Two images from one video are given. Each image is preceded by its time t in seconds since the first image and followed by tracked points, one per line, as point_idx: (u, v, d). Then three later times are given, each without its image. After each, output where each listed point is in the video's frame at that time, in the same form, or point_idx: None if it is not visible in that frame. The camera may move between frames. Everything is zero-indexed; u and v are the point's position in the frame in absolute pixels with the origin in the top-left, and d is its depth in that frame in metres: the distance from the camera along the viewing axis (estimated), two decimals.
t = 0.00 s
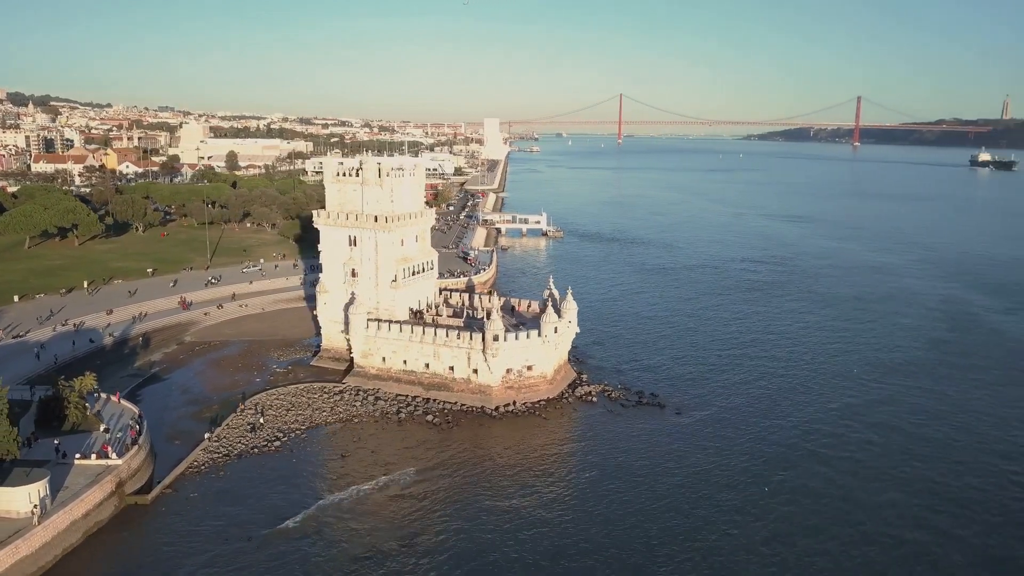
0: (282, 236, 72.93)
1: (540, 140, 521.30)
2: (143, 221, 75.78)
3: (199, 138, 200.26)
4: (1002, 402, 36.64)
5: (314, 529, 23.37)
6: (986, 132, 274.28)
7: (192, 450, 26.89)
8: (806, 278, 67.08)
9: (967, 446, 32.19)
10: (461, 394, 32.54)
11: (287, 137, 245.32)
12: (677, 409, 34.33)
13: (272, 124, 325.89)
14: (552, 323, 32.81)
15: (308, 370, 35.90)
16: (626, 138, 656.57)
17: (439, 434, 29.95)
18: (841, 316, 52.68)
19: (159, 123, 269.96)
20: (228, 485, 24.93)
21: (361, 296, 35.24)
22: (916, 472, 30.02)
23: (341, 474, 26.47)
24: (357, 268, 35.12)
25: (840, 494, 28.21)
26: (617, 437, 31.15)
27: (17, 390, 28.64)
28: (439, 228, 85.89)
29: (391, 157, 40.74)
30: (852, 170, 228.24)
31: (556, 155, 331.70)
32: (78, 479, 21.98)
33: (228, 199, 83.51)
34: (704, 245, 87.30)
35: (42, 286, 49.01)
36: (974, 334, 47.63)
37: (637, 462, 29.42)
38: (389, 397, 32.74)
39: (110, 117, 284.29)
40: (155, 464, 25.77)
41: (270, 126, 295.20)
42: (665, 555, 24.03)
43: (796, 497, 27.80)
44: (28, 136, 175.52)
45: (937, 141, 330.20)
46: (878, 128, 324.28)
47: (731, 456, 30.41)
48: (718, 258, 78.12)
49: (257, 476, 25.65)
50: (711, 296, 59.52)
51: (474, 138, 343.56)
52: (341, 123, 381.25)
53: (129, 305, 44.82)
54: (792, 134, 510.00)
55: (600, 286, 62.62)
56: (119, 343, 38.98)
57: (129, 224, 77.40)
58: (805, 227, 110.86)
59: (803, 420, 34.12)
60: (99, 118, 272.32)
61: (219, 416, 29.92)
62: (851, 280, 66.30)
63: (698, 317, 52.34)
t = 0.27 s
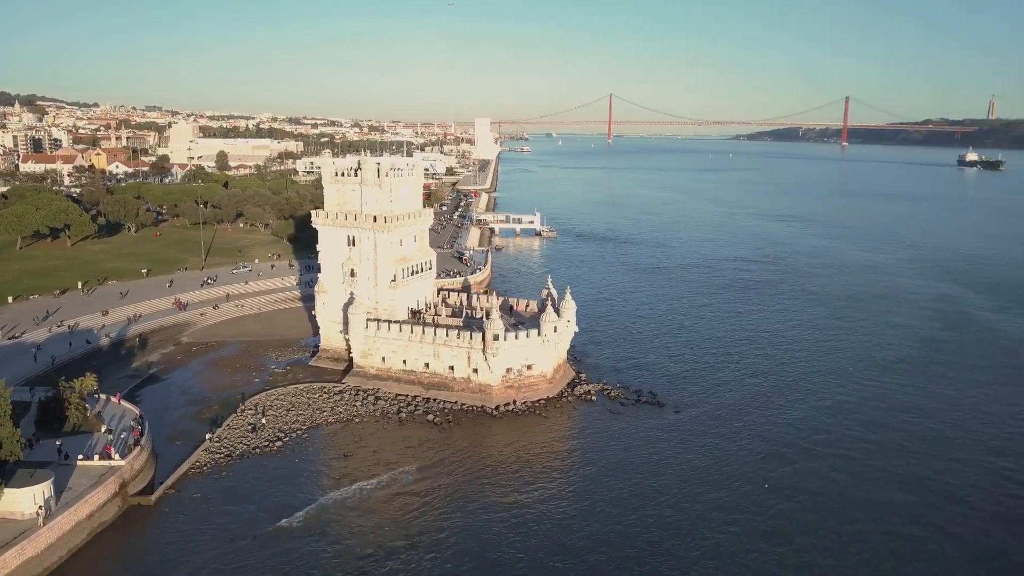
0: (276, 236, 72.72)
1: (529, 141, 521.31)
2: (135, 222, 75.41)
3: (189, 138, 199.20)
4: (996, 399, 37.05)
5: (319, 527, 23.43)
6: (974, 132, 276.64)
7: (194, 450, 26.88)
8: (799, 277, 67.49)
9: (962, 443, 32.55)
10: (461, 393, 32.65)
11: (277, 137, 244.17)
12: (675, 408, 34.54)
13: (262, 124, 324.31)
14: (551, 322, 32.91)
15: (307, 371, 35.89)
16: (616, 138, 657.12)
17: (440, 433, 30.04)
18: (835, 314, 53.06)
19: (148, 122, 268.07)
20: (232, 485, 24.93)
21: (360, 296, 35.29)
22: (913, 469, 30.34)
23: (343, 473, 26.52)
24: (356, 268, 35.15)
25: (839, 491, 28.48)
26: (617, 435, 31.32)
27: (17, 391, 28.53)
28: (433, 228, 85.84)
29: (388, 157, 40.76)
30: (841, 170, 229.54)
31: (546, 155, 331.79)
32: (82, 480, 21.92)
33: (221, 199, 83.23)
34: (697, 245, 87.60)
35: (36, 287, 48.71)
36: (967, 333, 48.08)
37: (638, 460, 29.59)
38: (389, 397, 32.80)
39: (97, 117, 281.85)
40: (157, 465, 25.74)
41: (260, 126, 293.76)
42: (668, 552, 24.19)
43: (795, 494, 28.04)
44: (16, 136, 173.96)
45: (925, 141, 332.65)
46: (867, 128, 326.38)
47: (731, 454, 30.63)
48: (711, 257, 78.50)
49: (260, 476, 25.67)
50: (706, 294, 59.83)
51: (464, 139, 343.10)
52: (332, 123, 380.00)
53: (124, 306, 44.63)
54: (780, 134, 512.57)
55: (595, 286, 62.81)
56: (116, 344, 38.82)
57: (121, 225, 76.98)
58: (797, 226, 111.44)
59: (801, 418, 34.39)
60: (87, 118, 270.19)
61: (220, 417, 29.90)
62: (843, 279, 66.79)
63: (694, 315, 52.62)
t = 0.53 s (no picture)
0: (271, 237, 72.61)
1: (521, 141, 521.66)
2: (129, 222, 75.15)
3: (180, 137, 198.36)
4: (990, 397, 37.43)
5: (323, 527, 23.47)
6: (963, 133, 278.83)
7: (195, 450, 26.87)
8: (793, 277, 67.87)
9: (958, 441, 32.84)
10: (461, 392, 32.72)
11: (269, 137, 243.49)
12: (674, 406, 34.71)
13: (253, 124, 323.17)
14: (551, 322, 33.03)
15: (306, 371, 35.87)
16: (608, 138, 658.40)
17: (441, 432, 30.11)
18: (830, 313, 53.42)
19: (138, 122, 266.73)
20: (234, 485, 24.94)
21: (359, 296, 35.32)
22: (910, 467, 30.59)
23: (346, 473, 26.57)
24: (355, 268, 35.17)
25: (838, 489, 28.70)
26: (617, 434, 31.46)
27: (16, 392, 28.44)
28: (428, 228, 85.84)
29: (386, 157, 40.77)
30: (832, 170, 230.76)
31: (539, 155, 332.07)
32: (85, 481, 21.89)
33: (215, 200, 83.01)
34: (691, 244, 87.96)
35: (31, 287, 48.50)
36: (961, 332, 48.51)
37: (638, 458, 29.74)
38: (389, 397, 32.85)
39: (87, 117, 280.06)
40: (158, 465, 25.72)
41: (252, 126, 292.81)
42: (670, 550, 24.31)
43: (795, 492, 28.23)
44: (6, 136, 172.84)
45: (914, 141, 334.84)
46: (857, 128, 328.32)
47: (730, 452, 30.83)
48: (706, 257, 78.85)
49: (262, 476, 25.68)
50: (702, 294, 60.11)
51: (456, 139, 342.92)
52: (323, 122, 379.04)
53: (121, 307, 44.51)
54: (771, 134, 514.83)
55: (591, 286, 62.97)
56: (113, 345, 38.68)
57: (115, 225, 76.69)
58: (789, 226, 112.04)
59: (798, 417, 34.65)
60: (77, 118, 268.56)
61: (220, 418, 29.87)
62: (837, 279, 67.24)
63: (690, 315, 52.85)
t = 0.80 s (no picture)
0: (265, 237, 72.40)
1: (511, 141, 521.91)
2: (121, 222, 74.79)
3: (169, 137, 197.32)
4: (984, 395, 37.85)
5: (327, 526, 23.51)
6: (950, 132, 281.22)
7: (197, 451, 26.84)
8: (786, 276, 68.33)
9: (954, 438, 33.19)
10: (461, 392, 32.81)
11: (259, 137, 242.36)
12: (673, 405, 34.93)
13: (243, 123, 321.65)
14: (550, 321, 33.15)
15: (305, 372, 35.86)
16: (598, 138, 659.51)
17: (442, 432, 30.20)
18: (824, 312, 53.86)
19: (127, 122, 264.96)
20: (237, 486, 24.94)
21: (358, 296, 35.34)
22: (908, 464, 30.90)
23: (348, 473, 26.63)
24: (354, 268, 35.20)
25: (837, 486, 28.97)
26: (617, 433, 31.64)
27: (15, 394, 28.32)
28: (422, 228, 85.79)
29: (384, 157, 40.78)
30: (822, 169, 232.09)
31: (529, 155, 332.28)
32: (89, 482, 21.86)
33: (208, 200, 82.72)
34: (684, 244, 88.34)
35: (25, 288, 48.21)
36: (954, 330, 48.99)
37: (639, 457, 29.94)
38: (389, 397, 32.90)
39: (75, 116, 277.85)
40: (161, 466, 25.69)
41: (241, 126, 291.35)
42: (673, 547, 24.49)
43: (795, 490, 28.46)
44: None
45: (902, 141, 337.32)
46: (846, 128, 330.47)
47: (729, 450, 31.05)
48: (699, 256, 79.29)
49: (265, 477, 25.68)
50: (696, 293, 60.41)
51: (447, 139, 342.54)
52: (313, 122, 377.70)
53: (116, 307, 44.33)
54: (760, 134, 517.33)
55: (586, 285, 63.15)
56: (110, 346, 38.53)
57: (107, 226, 76.28)
58: (781, 225, 112.68)
59: (796, 415, 34.93)
60: (65, 117, 266.44)
61: (221, 419, 29.84)
62: (830, 277, 67.78)
63: (685, 314, 53.10)
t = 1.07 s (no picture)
0: (260, 237, 72.23)
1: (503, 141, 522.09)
2: (115, 223, 74.46)
3: (160, 137, 196.26)
4: (979, 392, 38.19)
5: (331, 526, 23.52)
6: (940, 132, 283.12)
7: (199, 452, 26.82)
8: (780, 275, 68.72)
9: (951, 436, 33.47)
10: (461, 392, 32.88)
11: (250, 136, 241.50)
12: (672, 404, 35.10)
13: (234, 123, 320.36)
14: (550, 321, 33.25)
15: (304, 372, 35.83)
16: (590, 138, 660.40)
17: (443, 432, 30.27)
18: (819, 311, 54.21)
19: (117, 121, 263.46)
20: (239, 486, 24.93)
21: (357, 296, 35.34)
22: (906, 461, 31.16)
23: (351, 473, 26.65)
24: (353, 268, 35.22)
25: (836, 483, 29.18)
26: (617, 432, 31.78)
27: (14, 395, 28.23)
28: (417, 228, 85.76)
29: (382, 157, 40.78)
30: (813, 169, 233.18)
31: (522, 155, 332.34)
32: (92, 483, 21.83)
33: (202, 200, 82.44)
34: (679, 243, 88.65)
35: (20, 289, 47.95)
36: (947, 328, 49.38)
37: (639, 456, 30.10)
38: (389, 397, 32.93)
39: (64, 116, 276.05)
40: (162, 467, 25.65)
41: (233, 126, 290.15)
42: (675, 545, 24.62)
43: (795, 488, 28.66)
44: None
45: (892, 141, 339.37)
46: (836, 128, 332.20)
47: (729, 449, 31.23)
48: (694, 256, 79.63)
49: (268, 477, 25.68)
50: (692, 293, 60.66)
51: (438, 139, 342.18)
52: (304, 122, 376.54)
53: (113, 308, 44.19)
54: (750, 133, 519.29)
55: (582, 285, 63.29)
56: (107, 347, 38.40)
57: (100, 226, 75.91)
58: (773, 225, 113.25)
59: (794, 413, 35.15)
60: (54, 117, 264.56)
61: (221, 420, 29.80)
62: (823, 277, 68.21)
63: (681, 313, 53.32)
